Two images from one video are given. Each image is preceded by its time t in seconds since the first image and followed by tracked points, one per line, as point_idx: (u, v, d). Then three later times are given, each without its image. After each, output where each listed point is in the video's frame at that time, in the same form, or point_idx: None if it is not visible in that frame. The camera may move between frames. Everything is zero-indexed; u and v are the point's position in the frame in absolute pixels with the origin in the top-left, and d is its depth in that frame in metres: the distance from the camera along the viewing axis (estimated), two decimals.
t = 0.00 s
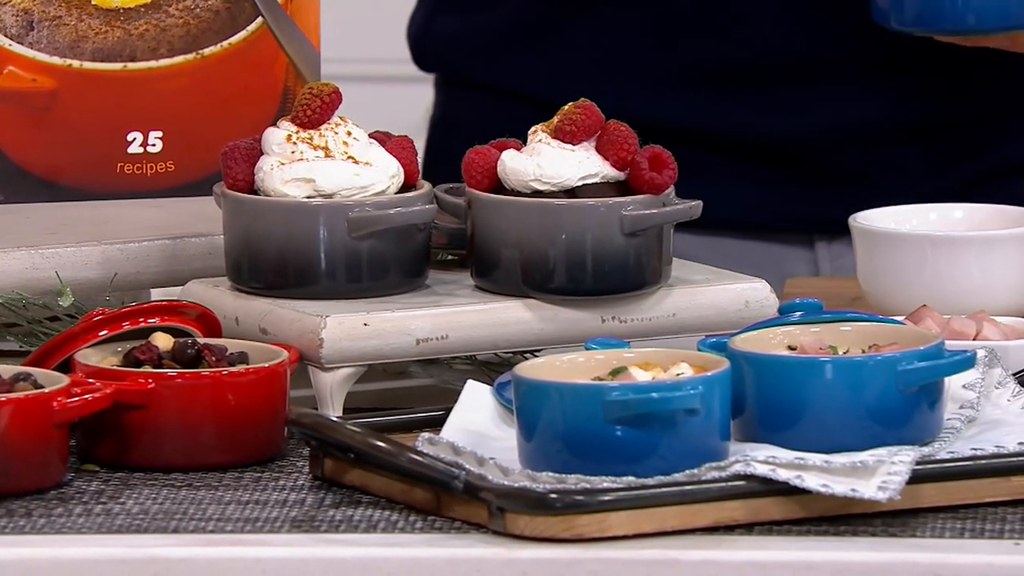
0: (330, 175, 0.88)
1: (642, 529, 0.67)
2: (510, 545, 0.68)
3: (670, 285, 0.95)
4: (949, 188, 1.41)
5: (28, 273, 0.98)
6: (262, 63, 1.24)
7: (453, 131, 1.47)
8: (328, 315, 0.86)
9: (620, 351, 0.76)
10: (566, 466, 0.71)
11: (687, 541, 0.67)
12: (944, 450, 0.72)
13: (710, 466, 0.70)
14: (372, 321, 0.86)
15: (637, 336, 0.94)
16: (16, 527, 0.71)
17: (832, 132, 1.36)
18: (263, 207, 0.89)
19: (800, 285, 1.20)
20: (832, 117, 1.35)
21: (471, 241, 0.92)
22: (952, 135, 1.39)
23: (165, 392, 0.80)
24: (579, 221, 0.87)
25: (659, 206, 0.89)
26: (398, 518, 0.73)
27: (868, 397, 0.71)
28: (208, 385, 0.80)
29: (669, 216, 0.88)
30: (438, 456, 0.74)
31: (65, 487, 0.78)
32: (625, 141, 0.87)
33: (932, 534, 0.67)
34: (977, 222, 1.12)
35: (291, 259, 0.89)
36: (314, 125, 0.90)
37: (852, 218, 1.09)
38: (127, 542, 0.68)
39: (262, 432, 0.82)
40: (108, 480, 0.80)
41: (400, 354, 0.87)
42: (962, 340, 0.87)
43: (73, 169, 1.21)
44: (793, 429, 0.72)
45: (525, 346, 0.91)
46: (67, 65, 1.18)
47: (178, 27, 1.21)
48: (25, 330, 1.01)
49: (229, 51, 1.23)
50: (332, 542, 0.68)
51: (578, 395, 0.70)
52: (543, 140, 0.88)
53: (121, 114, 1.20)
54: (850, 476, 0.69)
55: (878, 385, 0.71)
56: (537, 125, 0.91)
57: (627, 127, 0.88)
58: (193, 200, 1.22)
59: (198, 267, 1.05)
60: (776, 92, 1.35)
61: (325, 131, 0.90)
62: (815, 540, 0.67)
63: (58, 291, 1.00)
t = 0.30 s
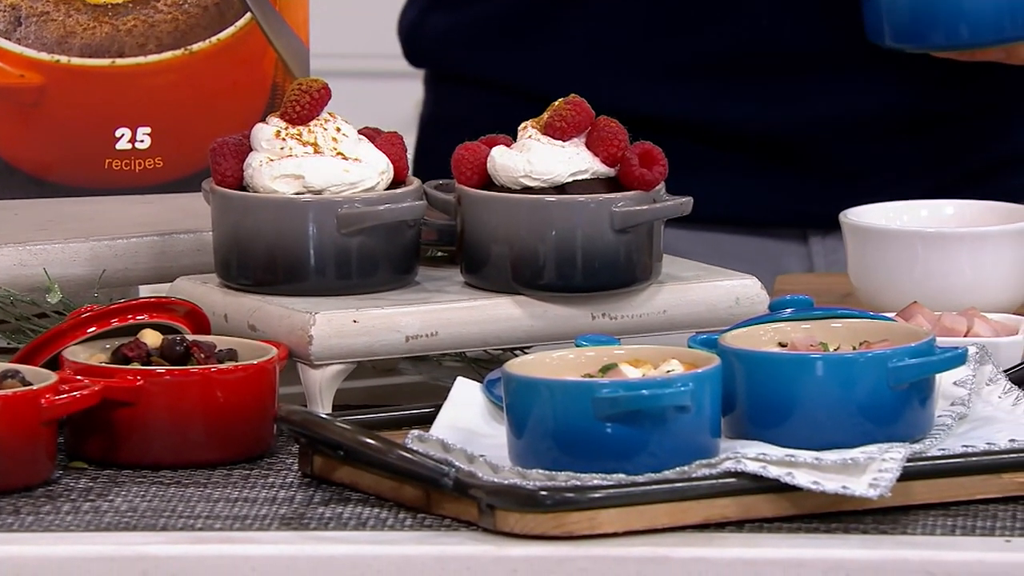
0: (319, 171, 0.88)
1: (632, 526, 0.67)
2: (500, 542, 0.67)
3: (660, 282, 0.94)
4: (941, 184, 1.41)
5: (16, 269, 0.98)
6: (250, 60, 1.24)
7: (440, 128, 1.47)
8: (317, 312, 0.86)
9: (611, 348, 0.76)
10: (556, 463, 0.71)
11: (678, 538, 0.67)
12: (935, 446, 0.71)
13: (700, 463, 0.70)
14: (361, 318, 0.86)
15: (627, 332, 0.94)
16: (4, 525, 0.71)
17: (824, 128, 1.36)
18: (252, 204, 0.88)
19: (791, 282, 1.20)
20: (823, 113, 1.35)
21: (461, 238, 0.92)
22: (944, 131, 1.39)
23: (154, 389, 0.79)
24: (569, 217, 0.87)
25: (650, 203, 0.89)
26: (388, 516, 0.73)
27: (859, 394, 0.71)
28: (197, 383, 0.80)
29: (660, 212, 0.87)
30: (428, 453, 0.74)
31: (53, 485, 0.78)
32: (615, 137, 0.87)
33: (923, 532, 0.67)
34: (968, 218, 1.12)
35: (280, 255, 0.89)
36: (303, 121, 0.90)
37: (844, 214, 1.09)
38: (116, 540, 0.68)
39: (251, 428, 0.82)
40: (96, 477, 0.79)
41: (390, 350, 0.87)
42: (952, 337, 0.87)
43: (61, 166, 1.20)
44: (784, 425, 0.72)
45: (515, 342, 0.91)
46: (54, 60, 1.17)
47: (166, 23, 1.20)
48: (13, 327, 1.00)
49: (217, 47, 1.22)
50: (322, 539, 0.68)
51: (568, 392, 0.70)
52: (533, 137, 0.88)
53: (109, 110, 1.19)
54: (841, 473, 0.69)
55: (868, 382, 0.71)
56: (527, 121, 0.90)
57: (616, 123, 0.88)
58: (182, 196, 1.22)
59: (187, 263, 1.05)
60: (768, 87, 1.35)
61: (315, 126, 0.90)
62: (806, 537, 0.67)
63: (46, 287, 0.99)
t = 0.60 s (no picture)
0: (310, 169, 0.88)
1: (623, 525, 0.67)
2: (490, 542, 0.67)
3: (651, 281, 0.94)
4: (932, 182, 1.41)
5: (4, 268, 0.97)
6: (238, 57, 1.23)
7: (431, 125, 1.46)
8: (307, 310, 0.85)
9: (602, 347, 0.76)
10: (547, 462, 0.71)
11: (669, 538, 0.67)
12: (926, 446, 0.71)
13: (691, 462, 0.69)
14: (351, 317, 0.86)
15: (618, 331, 0.93)
16: None
17: (815, 125, 1.36)
18: (242, 202, 0.88)
19: (783, 280, 1.20)
20: (814, 110, 1.35)
21: (451, 236, 0.92)
22: (935, 129, 1.38)
23: (143, 388, 0.79)
24: (560, 215, 0.87)
25: (641, 200, 0.88)
26: (378, 515, 0.72)
27: (851, 393, 0.70)
28: (186, 382, 0.79)
29: (651, 210, 0.87)
30: (418, 452, 0.74)
31: (42, 484, 0.77)
32: (605, 135, 0.87)
33: (914, 531, 0.67)
34: (960, 216, 1.12)
35: (270, 254, 0.89)
36: (293, 119, 0.89)
37: (835, 212, 1.08)
38: (105, 539, 0.68)
39: (240, 428, 0.81)
40: (85, 477, 0.79)
41: (380, 349, 0.87)
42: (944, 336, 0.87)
43: (49, 163, 1.19)
44: (776, 424, 0.71)
45: (506, 341, 0.90)
46: (43, 58, 1.16)
47: (155, 20, 1.18)
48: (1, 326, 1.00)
49: (206, 44, 1.21)
50: (312, 539, 0.68)
51: (559, 391, 0.69)
52: (523, 134, 0.87)
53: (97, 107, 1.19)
54: (832, 472, 0.69)
55: (860, 381, 0.71)
56: (518, 118, 0.90)
57: (608, 121, 0.87)
58: (172, 194, 1.21)
59: (176, 262, 1.04)
60: (758, 83, 1.35)
61: (305, 124, 0.89)
62: (798, 536, 0.67)
63: (34, 286, 0.98)
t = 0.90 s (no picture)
0: (299, 169, 0.87)
1: (614, 526, 0.67)
2: (480, 542, 0.67)
3: (641, 281, 0.94)
4: (923, 181, 1.41)
5: None
6: (226, 56, 1.20)
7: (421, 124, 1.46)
8: (296, 310, 0.85)
9: (592, 347, 0.75)
10: (537, 463, 0.70)
11: (660, 538, 0.67)
12: (918, 446, 0.71)
13: (682, 462, 0.69)
14: (340, 317, 0.85)
15: (609, 331, 0.93)
16: None
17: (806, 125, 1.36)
18: (230, 201, 0.88)
19: (775, 280, 1.19)
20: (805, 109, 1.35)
21: (441, 236, 0.91)
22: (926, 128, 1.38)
23: (131, 388, 0.79)
24: (551, 215, 0.86)
25: (631, 200, 0.88)
26: (368, 516, 0.72)
27: (842, 393, 0.70)
28: (174, 382, 0.79)
29: (642, 210, 0.87)
30: (408, 453, 0.74)
31: (29, 485, 0.77)
32: (596, 134, 0.86)
33: (907, 531, 0.66)
34: (952, 216, 1.11)
35: (259, 254, 0.88)
36: (282, 118, 0.89)
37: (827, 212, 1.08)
38: (93, 540, 0.67)
39: (228, 428, 0.81)
40: (73, 478, 0.78)
41: (369, 350, 0.86)
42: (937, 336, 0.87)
43: (37, 163, 1.16)
44: (767, 425, 0.71)
45: (496, 342, 0.90)
46: (30, 57, 1.13)
47: (143, 19, 1.16)
48: None
49: (194, 43, 1.19)
50: (302, 540, 0.67)
51: (549, 391, 0.69)
52: (513, 133, 0.87)
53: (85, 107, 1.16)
54: (824, 473, 0.68)
55: (852, 381, 0.70)
56: (508, 117, 0.90)
57: (598, 120, 0.87)
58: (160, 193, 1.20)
59: (164, 261, 1.04)
60: (749, 84, 1.36)
61: (293, 123, 0.89)
62: (790, 537, 0.66)
63: (21, 286, 0.97)
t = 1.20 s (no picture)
0: (286, 168, 0.87)
1: (604, 527, 0.66)
2: (469, 544, 0.66)
3: (631, 281, 0.93)
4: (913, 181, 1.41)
5: None
6: (214, 55, 1.19)
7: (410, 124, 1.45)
8: (284, 310, 0.84)
9: (582, 347, 0.75)
10: (526, 464, 0.70)
11: (650, 540, 0.66)
12: (909, 447, 0.70)
13: (672, 463, 0.69)
14: (328, 317, 0.85)
15: (598, 331, 0.92)
16: None
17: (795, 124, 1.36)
18: (217, 201, 0.87)
19: (764, 280, 1.19)
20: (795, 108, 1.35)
21: (429, 236, 0.90)
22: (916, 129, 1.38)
23: (118, 389, 0.78)
24: (540, 215, 0.86)
25: (621, 200, 0.87)
26: (356, 518, 0.71)
27: (833, 393, 0.70)
28: (161, 383, 0.78)
29: (632, 209, 0.86)
30: (397, 454, 0.73)
31: (14, 487, 0.76)
32: (586, 134, 0.86)
33: (898, 533, 0.66)
34: (944, 215, 1.11)
35: (246, 253, 0.88)
36: (269, 117, 0.88)
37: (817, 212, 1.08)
38: (80, 542, 0.67)
39: (216, 429, 0.80)
40: (58, 479, 0.78)
41: (358, 350, 0.86)
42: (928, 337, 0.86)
43: (23, 161, 1.15)
44: (757, 426, 0.71)
45: (485, 342, 0.89)
46: (15, 55, 1.12)
47: (129, 17, 1.15)
48: None
49: (181, 41, 1.17)
50: (290, 542, 0.67)
51: (538, 392, 0.69)
52: (502, 133, 0.86)
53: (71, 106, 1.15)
54: (815, 474, 0.68)
55: (843, 381, 0.70)
56: (496, 116, 0.89)
57: (588, 119, 0.87)
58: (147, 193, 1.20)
59: (150, 261, 1.03)
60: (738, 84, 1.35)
61: (281, 122, 0.88)
62: (781, 539, 0.66)
63: (7, 286, 0.97)
